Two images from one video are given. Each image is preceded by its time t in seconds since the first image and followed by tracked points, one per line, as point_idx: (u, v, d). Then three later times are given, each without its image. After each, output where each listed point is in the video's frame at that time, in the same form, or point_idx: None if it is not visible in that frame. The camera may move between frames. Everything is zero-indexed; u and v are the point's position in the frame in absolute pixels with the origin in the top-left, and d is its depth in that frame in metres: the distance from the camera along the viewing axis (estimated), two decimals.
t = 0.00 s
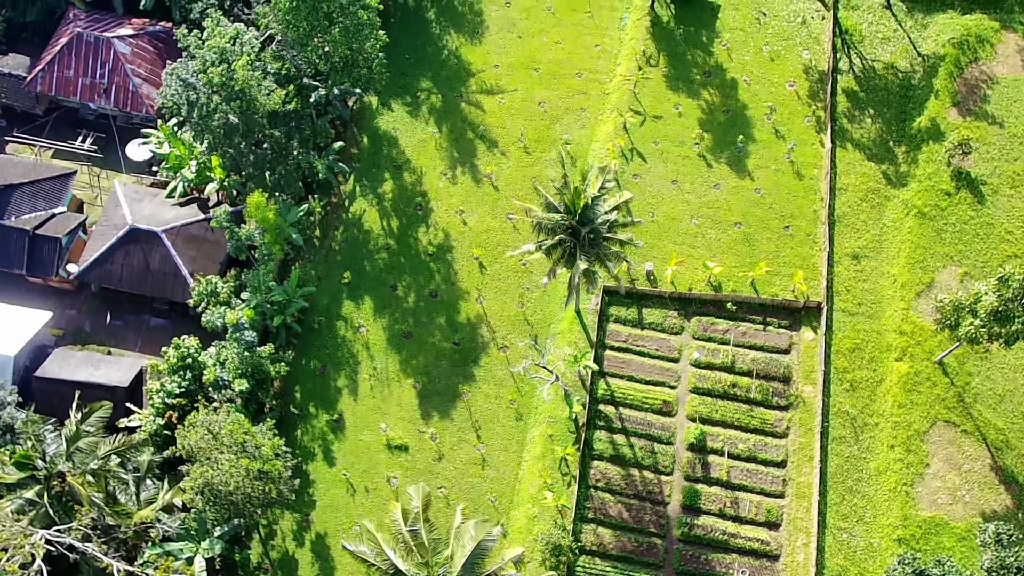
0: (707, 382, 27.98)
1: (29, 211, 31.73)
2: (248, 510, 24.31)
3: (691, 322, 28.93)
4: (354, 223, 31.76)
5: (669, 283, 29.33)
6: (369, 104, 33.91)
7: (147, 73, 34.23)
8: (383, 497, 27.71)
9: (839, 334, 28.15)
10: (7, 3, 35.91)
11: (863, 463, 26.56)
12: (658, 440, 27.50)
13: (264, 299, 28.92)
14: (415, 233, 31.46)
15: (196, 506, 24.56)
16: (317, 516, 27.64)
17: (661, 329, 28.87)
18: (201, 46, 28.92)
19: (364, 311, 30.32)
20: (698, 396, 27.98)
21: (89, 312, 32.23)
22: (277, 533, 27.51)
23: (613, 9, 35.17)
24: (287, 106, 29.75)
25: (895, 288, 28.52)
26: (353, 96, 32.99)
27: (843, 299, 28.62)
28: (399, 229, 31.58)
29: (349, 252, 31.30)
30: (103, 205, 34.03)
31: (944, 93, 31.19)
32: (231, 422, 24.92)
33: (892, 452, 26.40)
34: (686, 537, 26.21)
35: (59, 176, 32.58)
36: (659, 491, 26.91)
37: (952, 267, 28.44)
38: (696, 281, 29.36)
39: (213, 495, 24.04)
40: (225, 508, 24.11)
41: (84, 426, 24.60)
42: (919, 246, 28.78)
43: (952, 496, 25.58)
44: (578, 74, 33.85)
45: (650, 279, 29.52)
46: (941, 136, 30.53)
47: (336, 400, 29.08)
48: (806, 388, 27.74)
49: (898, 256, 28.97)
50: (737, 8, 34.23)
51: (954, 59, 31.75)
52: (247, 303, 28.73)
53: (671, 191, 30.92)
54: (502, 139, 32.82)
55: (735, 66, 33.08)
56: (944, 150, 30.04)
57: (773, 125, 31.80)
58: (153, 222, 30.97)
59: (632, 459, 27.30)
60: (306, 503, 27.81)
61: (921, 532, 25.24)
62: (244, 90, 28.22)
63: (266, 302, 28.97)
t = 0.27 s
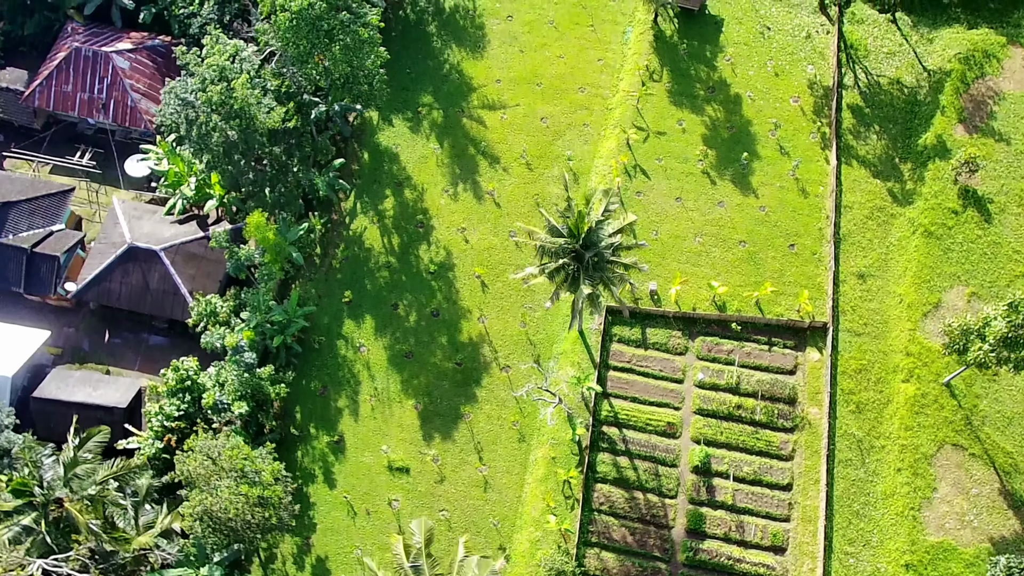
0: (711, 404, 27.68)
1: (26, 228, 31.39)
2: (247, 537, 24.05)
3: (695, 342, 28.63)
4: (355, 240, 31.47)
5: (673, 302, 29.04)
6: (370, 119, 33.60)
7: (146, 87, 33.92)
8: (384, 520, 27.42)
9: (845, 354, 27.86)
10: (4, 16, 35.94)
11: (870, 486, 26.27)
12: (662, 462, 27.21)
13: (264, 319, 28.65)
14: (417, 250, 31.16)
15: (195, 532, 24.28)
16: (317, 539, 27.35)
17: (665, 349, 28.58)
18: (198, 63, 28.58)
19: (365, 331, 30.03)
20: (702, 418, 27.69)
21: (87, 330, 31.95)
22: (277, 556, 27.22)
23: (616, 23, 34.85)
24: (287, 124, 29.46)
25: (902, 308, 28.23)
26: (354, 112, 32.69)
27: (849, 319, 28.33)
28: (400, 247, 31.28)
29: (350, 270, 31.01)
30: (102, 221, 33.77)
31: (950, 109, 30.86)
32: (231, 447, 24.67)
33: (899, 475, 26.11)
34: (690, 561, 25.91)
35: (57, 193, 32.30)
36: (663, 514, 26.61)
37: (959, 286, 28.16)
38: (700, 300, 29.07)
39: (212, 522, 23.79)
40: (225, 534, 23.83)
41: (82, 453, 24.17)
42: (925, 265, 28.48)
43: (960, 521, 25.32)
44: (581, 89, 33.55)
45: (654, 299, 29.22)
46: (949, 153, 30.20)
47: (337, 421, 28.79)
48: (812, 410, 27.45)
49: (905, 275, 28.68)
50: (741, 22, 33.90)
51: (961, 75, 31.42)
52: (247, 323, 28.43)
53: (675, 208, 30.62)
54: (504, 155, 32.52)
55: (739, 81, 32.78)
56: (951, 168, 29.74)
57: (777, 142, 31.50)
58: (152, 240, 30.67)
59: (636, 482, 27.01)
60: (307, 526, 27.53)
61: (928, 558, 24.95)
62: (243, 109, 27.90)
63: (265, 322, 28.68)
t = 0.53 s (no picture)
0: (716, 426, 27.38)
1: (23, 247, 31.03)
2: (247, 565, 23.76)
3: (699, 363, 28.34)
4: (355, 258, 31.18)
5: (677, 322, 28.74)
6: (370, 134, 33.30)
7: (144, 103, 33.56)
8: (385, 544, 27.13)
9: (850, 375, 27.55)
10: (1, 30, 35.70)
11: (876, 510, 25.97)
12: (666, 485, 26.90)
13: (263, 340, 28.35)
14: (418, 269, 30.86)
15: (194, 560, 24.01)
16: (317, 564, 27.05)
17: (668, 370, 28.28)
18: (197, 81, 28.27)
19: (365, 351, 29.73)
20: (706, 440, 27.39)
21: (85, 349, 31.66)
22: None
23: (618, 37, 34.54)
24: (286, 142, 29.15)
25: (908, 328, 27.92)
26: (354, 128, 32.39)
27: (854, 339, 28.02)
28: (401, 265, 30.98)
29: (350, 289, 30.72)
30: (100, 238, 33.48)
31: (956, 125, 30.57)
32: (230, 474, 24.41)
33: (906, 500, 25.81)
34: None
35: (55, 211, 32.00)
36: (668, 538, 26.31)
37: (966, 307, 27.87)
38: (704, 320, 28.75)
39: (210, 550, 23.44)
40: (224, 563, 23.53)
41: (79, 481, 23.93)
42: (932, 285, 28.17)
43: (968, 546, 25.08)
44: (583, 105, 33.26)
45: (658, 318, 28.90)
46: (955, 171, 29.90)
47: (337, 443, 28.50)
48: (817, 432, 27.14)
49: (911, 295, 28.37)
50: (745, 36, 33.60)
51: (967, 91, 31.14)
52: (247, 344, 28.15)
53: (679, 226, 30.31)
54: (505, 171, 32.22)
55: (743, 97, 32.48)
56: (957, 186, 29.45)
57: (781, 158, 31.21)
58: (150, 259, 30.36)
59: (640, 505, 26.71)
60: (307, 550, 27.23)
61: None
62: (242, 128, 27.58)
63: (265, 343, 28.38)
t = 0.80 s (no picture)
0: (720, 449, 27.08)
1: (21, 265, 30.79)
2: None
3: (703, 385, 28.04)
4: (355, 277, 30.88)
5: (681, 343, 28.42)
6: (370, 151, 33.00)
7: (143, 119, 33.29)
8: (386, 569, 26.83)
9: (856, 398, 27.24)
10: None
11: (883, 535, 25.65)
12: (670, 509, 26.59)
13: (262, 362, 28.04)
14: (418, 288, 30.56)
15: None
16: None
17: (672, 392, 27.98)
18: (195, 101, 27.98)
19: (366, 371, 29.43)
20: (710, 463, 27.09)
21: (83, 369, 31.34)
22: None
23: (621, 52, 34.26)
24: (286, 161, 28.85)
25: (914, 350, 27.62)
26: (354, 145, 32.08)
27: (860, 361, 27.71)
28: (402, 284, 30.68)
29: (350, 309, 30.41)
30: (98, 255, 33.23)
31: (962, 143, 30.28)
32: (229, 502, 24.14)
33: (913, 525, 25.52)
34: None
35: (52, 229, 31.73)
36: (672, 564, 26.00)
37: (973, 328, 27.60)
38: (708, 342, 28.44)
39: None
40: None
41: (75, 509, 23.93)
42: (938, 306, 27.89)
43: (976, 573, 24.80)
44: (585, 121, 32.96)
45: (661, 339, 28.58)
46: (961, 190, 29.60)
47: (337, 466, 28.18)
48: (823, 455, 26.84)
49: (917, 316, 28.08)
50: (748, 52, 33.31)
51: (973, 108, 30.84)
52: (246, 367, 27.85)
53: (682, 245, 30.01)
54: (507, 189, 31.91)
55: (746, 114, 32.18)
56: (963, 205, 29.16)
57: (786, 176, 30.91)
58: (148, 278, 30.07)
59: (644, 530, 26.40)
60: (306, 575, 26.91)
61: None
62: (241, 148, 27.28)
63: (264, 365, 28.08)
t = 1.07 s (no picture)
0: (724, 473, 26.79)
1: (18, 285, 30.50)
2: None
3: (707, 407, 27.76)
4: (355, 297, 30.60)
5: (684, 365, 28.13)
6: (370, 168, 32.71)
7: (141, 136, 32.99)
8: None
9: (862, 421, 26.95)
10: None
11: (889, 561, 25.37)
12: (674, 534, 26.31)
13: (261, 384, 27.75)
14: (419, 308, 30.27)
15: None
16: None
17: (675, 414, 27.69)
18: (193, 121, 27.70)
19: (366, 393, 29.15)
20: (715, 487, 26.81)
21: (80, 389, 31.04)
22: None
23: (623, 67, 33.98)
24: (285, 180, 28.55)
25: (921, 372, 27.33)
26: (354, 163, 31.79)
27: (865, 383, 27.42)
28: (402, 303, 30.40)
29: (350, 329, 30.12)
30: (95, 273, 32.95)
31: (968, 161, 30.01)
32: (227, 530, 23.88)
33: (920, 550, 25.26)
34: None
35: (49, 247, 31.42)
36: None
37: (979, 350, 27.35)
38: (712, 363, 28.15)
39: None
40: None
41: (73, 537, 23.57)
42: (944, 327, 27.62)
43: None
44: (587, 137, 32.68)
45: (665, 361, 28.28)
46: (967, 209, 29.31)
47: (337, 489, 27.89)
48: (828, 479, 26.54)
49: (923, 337, 27.79)
50: (752, 67, 33.02)
51: (978, 125, 30.57)
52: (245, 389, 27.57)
53: (685, 265, 29.73)
54: (508, 207, 31.62)
55: (750, 130, 31.90)
56: (969, 225, 28.87)
57: (790, 194, 30.62)
58: (146, 298, 29.79)
59: (647, 555, 26.12)
60: None
61: None
62: (240, 168, 26.97)
63: (263, 387, 27.79)
